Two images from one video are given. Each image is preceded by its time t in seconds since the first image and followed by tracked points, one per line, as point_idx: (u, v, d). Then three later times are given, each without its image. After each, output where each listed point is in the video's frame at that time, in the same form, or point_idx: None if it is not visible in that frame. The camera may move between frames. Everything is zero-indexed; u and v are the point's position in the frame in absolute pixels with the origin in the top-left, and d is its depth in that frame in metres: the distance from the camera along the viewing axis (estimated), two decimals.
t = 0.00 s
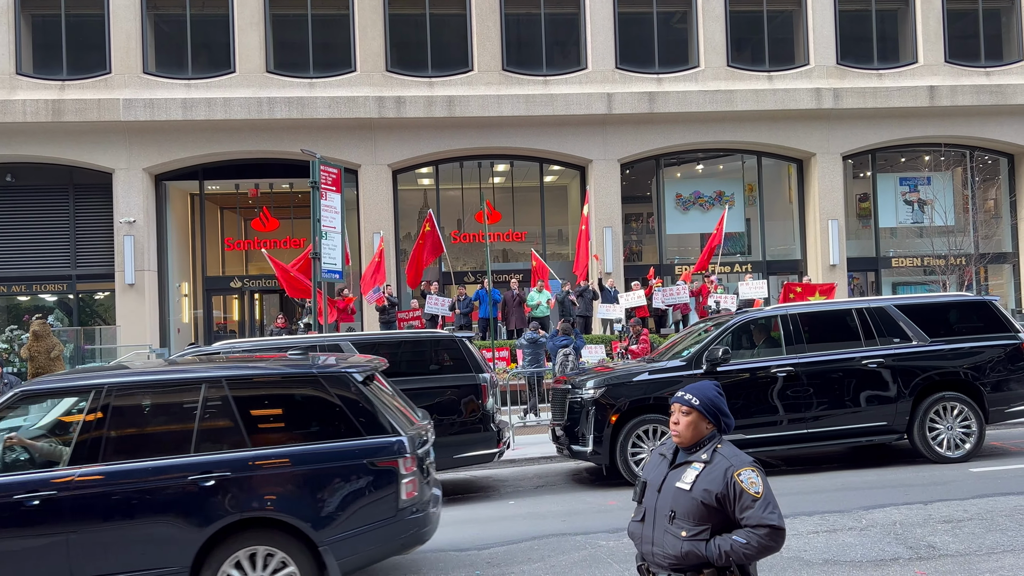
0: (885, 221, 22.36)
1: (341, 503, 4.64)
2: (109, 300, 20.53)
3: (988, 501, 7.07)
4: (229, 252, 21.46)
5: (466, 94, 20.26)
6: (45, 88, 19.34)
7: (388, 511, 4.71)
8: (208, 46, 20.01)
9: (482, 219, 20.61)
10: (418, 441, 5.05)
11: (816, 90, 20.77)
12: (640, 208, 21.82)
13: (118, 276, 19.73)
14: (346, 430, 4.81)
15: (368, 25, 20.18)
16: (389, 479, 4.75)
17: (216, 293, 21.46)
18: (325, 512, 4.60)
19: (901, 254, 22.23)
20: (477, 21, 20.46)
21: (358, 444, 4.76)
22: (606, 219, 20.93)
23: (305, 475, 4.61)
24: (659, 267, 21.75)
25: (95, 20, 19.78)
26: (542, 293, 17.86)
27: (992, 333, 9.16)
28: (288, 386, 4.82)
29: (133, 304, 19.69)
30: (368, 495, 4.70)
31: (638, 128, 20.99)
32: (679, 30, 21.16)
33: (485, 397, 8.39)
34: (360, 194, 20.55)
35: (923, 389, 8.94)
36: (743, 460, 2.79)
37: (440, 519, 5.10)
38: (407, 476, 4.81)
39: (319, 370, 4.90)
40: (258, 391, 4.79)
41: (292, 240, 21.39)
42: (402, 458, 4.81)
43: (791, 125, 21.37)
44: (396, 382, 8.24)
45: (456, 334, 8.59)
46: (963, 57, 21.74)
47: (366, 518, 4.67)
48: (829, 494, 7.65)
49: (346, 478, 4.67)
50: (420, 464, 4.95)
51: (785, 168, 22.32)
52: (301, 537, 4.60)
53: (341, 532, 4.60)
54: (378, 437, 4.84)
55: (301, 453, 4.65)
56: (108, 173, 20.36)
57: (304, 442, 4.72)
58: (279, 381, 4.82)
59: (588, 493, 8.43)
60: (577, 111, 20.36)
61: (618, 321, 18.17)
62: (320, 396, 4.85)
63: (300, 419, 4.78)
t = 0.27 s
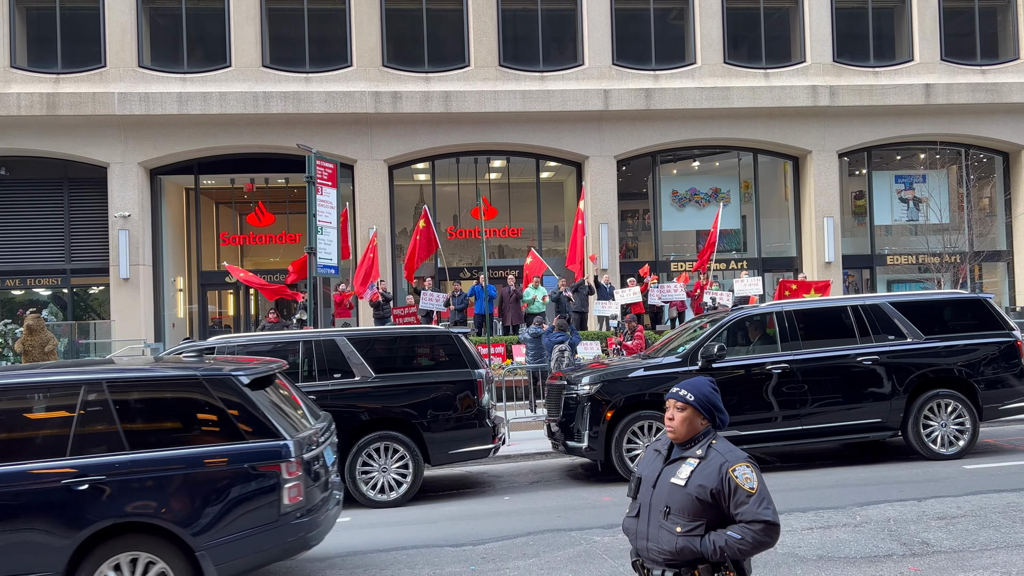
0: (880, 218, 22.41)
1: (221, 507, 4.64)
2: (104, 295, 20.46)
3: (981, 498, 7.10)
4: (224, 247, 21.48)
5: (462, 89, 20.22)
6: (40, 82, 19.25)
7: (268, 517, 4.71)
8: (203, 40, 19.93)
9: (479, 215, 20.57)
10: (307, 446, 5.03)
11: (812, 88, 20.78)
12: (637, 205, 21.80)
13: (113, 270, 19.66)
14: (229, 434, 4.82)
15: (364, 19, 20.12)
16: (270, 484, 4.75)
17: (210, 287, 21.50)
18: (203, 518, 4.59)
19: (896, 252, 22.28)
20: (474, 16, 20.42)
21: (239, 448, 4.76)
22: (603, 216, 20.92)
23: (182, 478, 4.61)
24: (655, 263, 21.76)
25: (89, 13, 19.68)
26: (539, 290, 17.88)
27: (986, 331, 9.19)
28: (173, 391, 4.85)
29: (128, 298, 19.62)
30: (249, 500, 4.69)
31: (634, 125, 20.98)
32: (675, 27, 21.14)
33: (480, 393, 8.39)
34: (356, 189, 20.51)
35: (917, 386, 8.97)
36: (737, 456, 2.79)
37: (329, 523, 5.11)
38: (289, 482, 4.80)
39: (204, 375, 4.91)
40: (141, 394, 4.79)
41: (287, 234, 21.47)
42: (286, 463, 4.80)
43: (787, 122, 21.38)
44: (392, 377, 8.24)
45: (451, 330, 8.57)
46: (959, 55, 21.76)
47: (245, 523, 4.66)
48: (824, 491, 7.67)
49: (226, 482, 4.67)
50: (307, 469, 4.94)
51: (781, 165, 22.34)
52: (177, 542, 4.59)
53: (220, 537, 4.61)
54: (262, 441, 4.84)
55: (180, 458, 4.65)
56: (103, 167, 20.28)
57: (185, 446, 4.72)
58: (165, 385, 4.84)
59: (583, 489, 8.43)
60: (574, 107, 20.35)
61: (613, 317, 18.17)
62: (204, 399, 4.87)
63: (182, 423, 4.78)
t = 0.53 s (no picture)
0: (875, 215, 22.46)
1: (100, 512, 4.59)
2: (97, 290, 20.37)
3: (974, 494, 7.13)
4: (218, 243, 21.42)
5: (457, 85, 20.17)
6: (32, 76, 19.14)
7: (147, 522, 4.66)
8: (198, 35, 19.84)
9: (474, 211, 20.54)
10: (193, 450, 4.99)
11: (807, 85, 20.79)
12: (632, 201, 21.80)
13: (106, 265, 19.58)
14: (105, 439, 4.73)
15: (359, 14, 20.05)
16: (149, 489, 4.69)
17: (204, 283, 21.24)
18: (77, 523, 4.52)
19: (890, 249, 22.35)
20: (470, 12, 20.37)
21: (116, 453, 4.67)
22: (598, 212, 20.92)
23: (56, 484, 4.53)
24: (650, 260, 21.76)
25: (83, 7, 19.56)
26: (535, 286, 17.87)
27: (980, 328, 9.21)
28: (51, 394, 4.75)
29: (121, 293, 19.55)
30: (126, 506, 4.63)
31: (630, 122, 20.97)
32: (671, 23, 21.12)
33: (475, 389, 8.39)
34: (351, 184, 20.46)
35: (911, 383, 9.00)
36: (731, 452, 2.79)
37: (217, 527, 5.08)
38: (170, 487, 4.74)
39: (81, 377, 4.80)
40: (15, 398, 4.69)
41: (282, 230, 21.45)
42: (166, 467, 4.74)
43: (782, 120, 21.40)
44: (386, 373, 8.22)
45: (446, 326, 8.55)
46: (954, 52, 21.80)
47: (122, 528, 4.61)
48: (817, 487, 7.69)
49: (101, 488, 4.60)
50: (191, 474, 4.89)
51: (776, 162, 22.35)
52: (50, 548, 4.50)
53: (97, 543, 4.54)
54: (141, 445, 4.75)
55: (53, 463, 4.56)
56: (96, 162, 20.18)
57: (59, 451, 4.63)
58: (40, 387, 4.74)
59: (577, 485, 8.44)
60: (569, 103, 20.33)
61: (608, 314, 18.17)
62: (81, 402, 4.77)
63: (58, 428, 4.69)
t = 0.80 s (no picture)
0: (869, 212, 22.50)
1: None
2: (90, 286, 20.28)
3: (967, 490, 7.16)
4: (212, 239, 21.12)
5: (453, 81, 20.13)
6: (25, 70, 19.04)
7: (23, 526, 4.50)
8: (192, 30, 19.76)
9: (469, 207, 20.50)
10: (75, 451, 4.83)
11: (802, 82, 20.81)
12: (627, 198, 21.79)
13: (99, 261, 19.51)
14: None
15: (354, 9, 19.98)
16: (24, 492, 4.53)
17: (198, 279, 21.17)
18: None
19: (885, 246, 22.39)
20: (465, 8, 20.32)
21: None
22: (593, 209, 20.92)
23: None
24: (645, 257, 21.77)
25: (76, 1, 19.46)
26: (529, 282, 17.97)
27: (973, 325, 9.24)
28: None
29: (115, 289, 19.48)
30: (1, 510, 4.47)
31: (625, 118, 20.96)
32: (666, 20, 21.11)
33: (469, 385, 8.38)
34: (346, 180, 20.41)
35: (904, 380, 9.02)
36: (726, 448, 2.79)
37: (104, 529, 4.95)
38: (46, 490, 4.58)
39: None
40: None
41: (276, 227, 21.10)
42: (41, 470, 4.58)
43: (777, 117, 21.42)
44: (380, 369, 8.20)
45: (441, 322, 8.53)
46: (948, 50, 21.84)
47: None
48: (811, 483, 7.71)
49: None
50: (71, 476, 4.73)
51: (771, 159, 22.36)
52: None
53: None
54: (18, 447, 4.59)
55: None
56: (90, 157, 20.09)
57: None
58: None
59: (572, 482, 8.45)
60: (565, 100, 20.31)
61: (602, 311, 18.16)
62: None
63: None
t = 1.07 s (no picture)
0: (865, 210, 22.53)
1: None
2: (85, 283, 20.21)
3: (961, 487, 7.18)
4: (207, 235, 21.06)
5: (449, 78, 20.09)
6: (19, 66, 18.95)
7: None
8: (187, 26, 19.69)
9: (465, 204, 20.48)
10: None
11: (798, 79, 20.82)
12: (623, 195, 21.80)
13: (94, 258, 19.46)
14: None
15: (350, 6, 19.93)
16: None
17: (193, 276, 21.12)
18: None
19: (880, 244, 22.42)
20: (461, 4, 20.29)
21: None
22: (589, 206, 20.91)
23: None
24: (641, 254, 21.77)
25: None
26: (525, 279, 17.84)
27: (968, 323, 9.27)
28: None
29: (109, 286, 19.43)
30: None
31: (621, 115, 20.95)
32: (663, 17, 21.11)
33: (465, 382, 8.37)
34: (341, 177, 20.37)
35: (899, 377, 9.04)
36: (721, 444, 2.80)
37: None
38: None
39: None
40: None
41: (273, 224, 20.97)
42: None
43: (773, 114, 21.43)
44: (375, 367, 8.19)
45: (436, 319, 8.52)
46: (944, 48, 21.87)
47: None
48: (806, 480, 7.72)
49: None
50: None
51: (767, 157, 22.38)
52: None
53: None
54: None
55: None
56: (84, 153, 20.01)
57: None
58: None
59: (567, 479, 8.45)
60: (561, 97, 20.30)
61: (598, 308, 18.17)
62: None
63: None
